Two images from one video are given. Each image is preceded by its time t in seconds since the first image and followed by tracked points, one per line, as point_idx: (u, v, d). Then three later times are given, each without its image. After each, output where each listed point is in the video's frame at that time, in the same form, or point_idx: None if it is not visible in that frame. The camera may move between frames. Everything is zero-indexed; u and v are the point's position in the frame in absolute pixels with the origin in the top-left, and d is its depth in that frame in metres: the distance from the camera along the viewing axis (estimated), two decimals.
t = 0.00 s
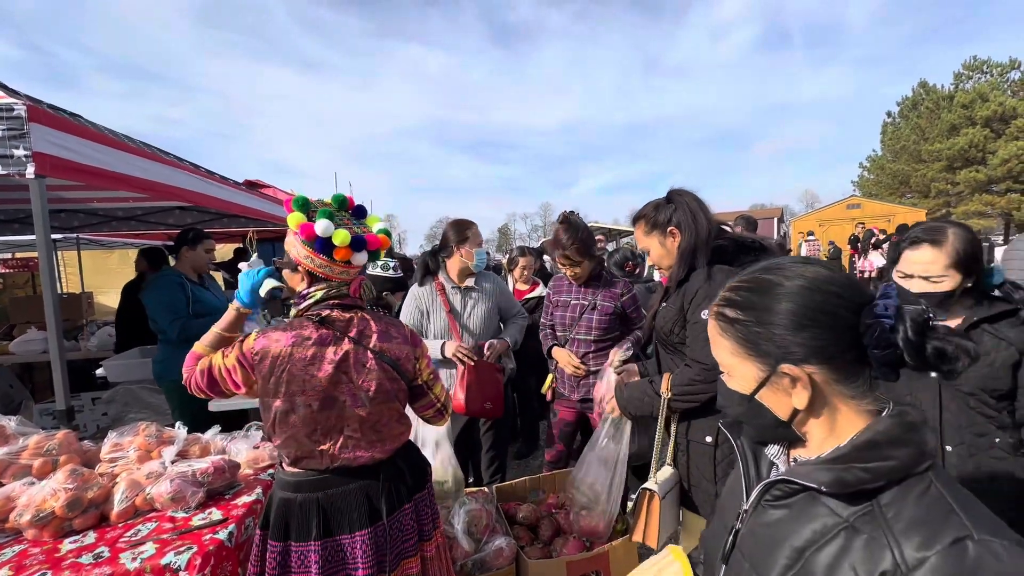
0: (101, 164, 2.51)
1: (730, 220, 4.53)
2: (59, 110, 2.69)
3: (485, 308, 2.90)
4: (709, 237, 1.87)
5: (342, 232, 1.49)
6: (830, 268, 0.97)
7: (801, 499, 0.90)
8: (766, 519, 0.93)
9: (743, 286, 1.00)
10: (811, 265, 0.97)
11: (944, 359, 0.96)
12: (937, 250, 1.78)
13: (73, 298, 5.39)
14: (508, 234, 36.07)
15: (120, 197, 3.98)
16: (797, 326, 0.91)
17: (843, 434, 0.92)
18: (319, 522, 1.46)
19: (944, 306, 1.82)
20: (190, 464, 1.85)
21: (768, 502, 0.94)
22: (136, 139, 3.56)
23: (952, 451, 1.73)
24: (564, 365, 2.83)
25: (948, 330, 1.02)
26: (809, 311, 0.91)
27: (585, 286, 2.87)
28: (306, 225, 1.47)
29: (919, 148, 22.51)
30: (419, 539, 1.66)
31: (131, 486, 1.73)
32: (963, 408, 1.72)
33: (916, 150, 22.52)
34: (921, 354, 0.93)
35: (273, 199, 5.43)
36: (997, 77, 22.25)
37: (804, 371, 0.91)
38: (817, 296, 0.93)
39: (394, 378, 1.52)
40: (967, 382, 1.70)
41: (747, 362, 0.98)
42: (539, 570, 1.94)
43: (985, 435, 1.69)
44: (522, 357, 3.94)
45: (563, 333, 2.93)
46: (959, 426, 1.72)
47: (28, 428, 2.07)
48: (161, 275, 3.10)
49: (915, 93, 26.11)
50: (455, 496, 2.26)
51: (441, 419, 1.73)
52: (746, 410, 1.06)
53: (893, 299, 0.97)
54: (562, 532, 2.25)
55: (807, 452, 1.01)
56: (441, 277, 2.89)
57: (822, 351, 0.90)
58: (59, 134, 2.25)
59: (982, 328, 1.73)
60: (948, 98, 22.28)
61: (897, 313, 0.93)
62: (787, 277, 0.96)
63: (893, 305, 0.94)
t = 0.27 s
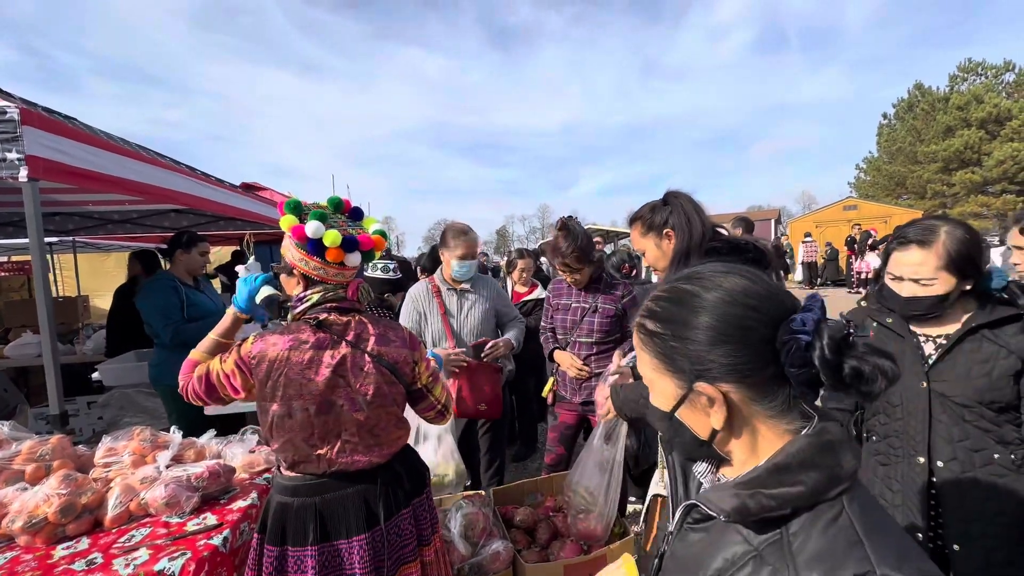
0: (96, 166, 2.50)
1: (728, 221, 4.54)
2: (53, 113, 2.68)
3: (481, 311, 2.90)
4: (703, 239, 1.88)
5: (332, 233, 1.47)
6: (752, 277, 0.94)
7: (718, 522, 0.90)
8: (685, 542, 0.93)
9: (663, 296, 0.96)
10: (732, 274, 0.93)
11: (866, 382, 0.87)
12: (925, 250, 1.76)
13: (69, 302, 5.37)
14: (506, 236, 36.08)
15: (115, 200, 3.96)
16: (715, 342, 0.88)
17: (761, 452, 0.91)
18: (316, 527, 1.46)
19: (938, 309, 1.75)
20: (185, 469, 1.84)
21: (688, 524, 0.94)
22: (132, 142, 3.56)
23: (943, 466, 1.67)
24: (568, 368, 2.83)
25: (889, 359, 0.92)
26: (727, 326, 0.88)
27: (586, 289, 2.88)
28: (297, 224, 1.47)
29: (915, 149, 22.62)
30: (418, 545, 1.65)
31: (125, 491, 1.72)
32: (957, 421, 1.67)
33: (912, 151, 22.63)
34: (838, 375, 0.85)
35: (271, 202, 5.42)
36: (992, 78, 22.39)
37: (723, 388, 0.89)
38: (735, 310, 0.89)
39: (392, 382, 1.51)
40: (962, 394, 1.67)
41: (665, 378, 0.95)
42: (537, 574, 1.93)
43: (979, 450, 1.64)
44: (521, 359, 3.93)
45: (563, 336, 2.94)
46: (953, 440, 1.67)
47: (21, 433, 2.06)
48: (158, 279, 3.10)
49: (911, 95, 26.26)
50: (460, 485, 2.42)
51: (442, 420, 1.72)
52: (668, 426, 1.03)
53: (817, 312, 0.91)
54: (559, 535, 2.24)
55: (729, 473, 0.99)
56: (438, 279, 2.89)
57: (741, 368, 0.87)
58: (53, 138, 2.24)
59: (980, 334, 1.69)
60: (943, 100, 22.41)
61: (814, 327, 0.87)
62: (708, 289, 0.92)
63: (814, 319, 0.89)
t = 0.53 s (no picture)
0: (93, 170, 2.50)
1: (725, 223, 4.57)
2: (49, 117, 2.68)
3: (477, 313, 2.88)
4: (702, 241, 1.89)
5: (266, 235, 1.49)
6: (679, 313, 0.90)
7: None
8: None
9: (585, 332, 0.93)
10: (658, 310, 0.89)
11: (801, 455, 0.80)
12: (930, 254, 1.66)
13: (65, 305, 5.36)
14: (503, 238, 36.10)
15: (112, 203, 3.95)
16: (632, 387, 0.85)
17: (680, 513, 0.85)
18: (311, 532, 1.45)
19: (950, 320, 1.64)
20: (181, 473, 1.84)
21: None
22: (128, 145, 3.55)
23: (942, 491, 1.56)
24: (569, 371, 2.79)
25: (833, 429, 0.84)
26: (642, 370, 0.85)
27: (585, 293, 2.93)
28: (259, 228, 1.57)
29: (912, 151, 22.73)
30: (414, 549, 1.65)
31: (120, 495, 1.71)
32: (962, 444, 1.56)
33: (909, 152, 22.74)
34: (766, 440, 0.79)
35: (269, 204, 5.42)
36: (987, 80, 22.53)
37: (640, 438, 0.84)
38: (654, 353, 0.85)
39: (386, 387, 1.51)
40: (968, 415, 1.55)
41: (583, 422, 0.91)
42: None
43: (985, 478, 1.52)
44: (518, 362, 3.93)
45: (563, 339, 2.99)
46: (955, 465, 1.56)
47: (16, 438, 2.05)
48: (156, 283, 3.10)
49: (906, 96, 26.40)
50: (466, 483, 2.45)
51: (441, 420, 1.72)
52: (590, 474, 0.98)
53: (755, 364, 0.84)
54: (556, 537, 2.25)
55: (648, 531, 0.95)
56: (436, 280, 2.91)
57: (657, 416, 0.83)
58: (49, 142, 2.24)
59: (998, 347, 1.56)
60: (938, 101, 22.55)
61: (745, 382, 0.80)
62: (630, 326, 0.89)
63: (746, 371, 0.81)
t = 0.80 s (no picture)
0: (89, 173, 2.50)
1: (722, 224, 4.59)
2: (46, 120, 2.68)
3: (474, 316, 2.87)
4: (700, 240, 1.89)
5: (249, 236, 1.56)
6: (570, 334, 0.83)
7: None
8: None
9: (466, 359, 0.86)
10: (550, 331, 0.83)
11: (726, 471, 0.80)
12: (965, 248, 1.42)
13: (62, 308, 5.35)
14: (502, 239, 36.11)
15: (111, 206, 3.96)
16: (522, 421, 0.78)
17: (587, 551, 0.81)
18: (303, 536, 1.46)
19: (982, 329, 1.41)
20: (177, 476, 1.84)
21: None
22: (125, 148, 3.55)
23: (978, 534, 1.34)
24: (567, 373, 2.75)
25: (750, 436, 0.85)
26: (539, 400, 0.78)
27: (586, 292, 2.91)
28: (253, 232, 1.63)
29: (909, 151, 22.80)
30: (407, 553, 1.65)
31: (116, 499, 1.71)
32: (1000, 479, 1.33)
33: (906, 153, 22.81)
34: (692, 457, 0.77)
35: (266, 207, 5.43)
36: (984, 80, 22.62)
37: (537, 477, 0.77)
38: (546, 380, 0.78)
39: (377, 391, 1.51)
40: (1009, 445, 1.32)
41: (476, 464, 0.83)
42: None
43: None
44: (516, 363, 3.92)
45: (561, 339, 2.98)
46: (993, 502, 1.33)
47: (11, 442, 2.05)
48: (156, 286, 3.10)
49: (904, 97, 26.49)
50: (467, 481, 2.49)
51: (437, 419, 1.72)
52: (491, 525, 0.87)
53: (666, 376, 0.83)
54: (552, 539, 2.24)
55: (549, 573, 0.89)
56: (437, 281, 2.92)
57: (553, 452, 0.76)
58: (44, 144, 2.24)
59: None
60: (936, 102, 22.63)
61: (661, 396, 0.79)
62: (517, 349, 0.82)
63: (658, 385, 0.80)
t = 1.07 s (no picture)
0: (86, 175, 2.50)
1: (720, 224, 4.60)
2: (43, 122, 2.67)
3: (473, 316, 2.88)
4: (697, 240, 1.90)
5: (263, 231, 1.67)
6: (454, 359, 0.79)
7: None
8: None
9: (341, 382, 0.81)
10: (433, 354, 0.78)
11: (618, 502, 0.78)
12: (951, 244, 1.35)
13: (60, 310, 5.34)
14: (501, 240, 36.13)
15: (109, 208, 3.95)
16: (398, 456, 0.74)
17: None
18: (297, 538, 1.46)
19: (975, 331, 1.32)
20: (175, 477, 1.84)
21: None
22: (123, 150, 3.55)
23: (973, 562, 1.24)
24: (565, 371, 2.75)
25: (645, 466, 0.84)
26: (414, 431, 0.74)
27: (585, 292, 2.90)
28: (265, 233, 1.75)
29: (907, 150, 22.85)
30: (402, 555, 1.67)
31: (113, 501, 1.71)
32: (1001, 504, 1.22)
33: (904, 152, 22.86)
34: (583, 489, 0.76)
35: (265, 208, 5.43)
36: (981, 80, 22.69)
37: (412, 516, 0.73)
38: (422, 411, 0.74)
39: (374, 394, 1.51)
40: (1010, 467, 1.21)
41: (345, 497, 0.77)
42: None
43: None
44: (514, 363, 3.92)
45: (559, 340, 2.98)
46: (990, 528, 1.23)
47: (8, 444, 2.04)
48: (155, 287, 3.10)
49: (901, 97, 26.56)
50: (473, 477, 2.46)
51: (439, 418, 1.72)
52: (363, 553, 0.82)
53: (560, 399, 0.82)
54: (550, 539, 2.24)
55: None
56: (436, 282, 2.95)
57: (429, 489, 0.73)
58: (41, 147, 2.24)
59: None
60: (933, 101, 22.68)
61: (552, 426, 0.76)
62: (393, 376, 0.77)
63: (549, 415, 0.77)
